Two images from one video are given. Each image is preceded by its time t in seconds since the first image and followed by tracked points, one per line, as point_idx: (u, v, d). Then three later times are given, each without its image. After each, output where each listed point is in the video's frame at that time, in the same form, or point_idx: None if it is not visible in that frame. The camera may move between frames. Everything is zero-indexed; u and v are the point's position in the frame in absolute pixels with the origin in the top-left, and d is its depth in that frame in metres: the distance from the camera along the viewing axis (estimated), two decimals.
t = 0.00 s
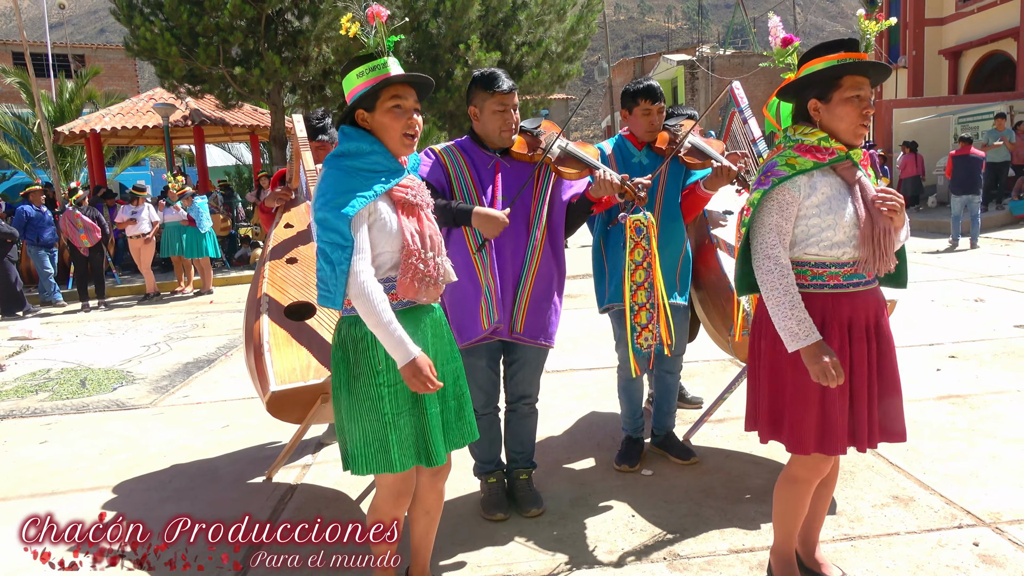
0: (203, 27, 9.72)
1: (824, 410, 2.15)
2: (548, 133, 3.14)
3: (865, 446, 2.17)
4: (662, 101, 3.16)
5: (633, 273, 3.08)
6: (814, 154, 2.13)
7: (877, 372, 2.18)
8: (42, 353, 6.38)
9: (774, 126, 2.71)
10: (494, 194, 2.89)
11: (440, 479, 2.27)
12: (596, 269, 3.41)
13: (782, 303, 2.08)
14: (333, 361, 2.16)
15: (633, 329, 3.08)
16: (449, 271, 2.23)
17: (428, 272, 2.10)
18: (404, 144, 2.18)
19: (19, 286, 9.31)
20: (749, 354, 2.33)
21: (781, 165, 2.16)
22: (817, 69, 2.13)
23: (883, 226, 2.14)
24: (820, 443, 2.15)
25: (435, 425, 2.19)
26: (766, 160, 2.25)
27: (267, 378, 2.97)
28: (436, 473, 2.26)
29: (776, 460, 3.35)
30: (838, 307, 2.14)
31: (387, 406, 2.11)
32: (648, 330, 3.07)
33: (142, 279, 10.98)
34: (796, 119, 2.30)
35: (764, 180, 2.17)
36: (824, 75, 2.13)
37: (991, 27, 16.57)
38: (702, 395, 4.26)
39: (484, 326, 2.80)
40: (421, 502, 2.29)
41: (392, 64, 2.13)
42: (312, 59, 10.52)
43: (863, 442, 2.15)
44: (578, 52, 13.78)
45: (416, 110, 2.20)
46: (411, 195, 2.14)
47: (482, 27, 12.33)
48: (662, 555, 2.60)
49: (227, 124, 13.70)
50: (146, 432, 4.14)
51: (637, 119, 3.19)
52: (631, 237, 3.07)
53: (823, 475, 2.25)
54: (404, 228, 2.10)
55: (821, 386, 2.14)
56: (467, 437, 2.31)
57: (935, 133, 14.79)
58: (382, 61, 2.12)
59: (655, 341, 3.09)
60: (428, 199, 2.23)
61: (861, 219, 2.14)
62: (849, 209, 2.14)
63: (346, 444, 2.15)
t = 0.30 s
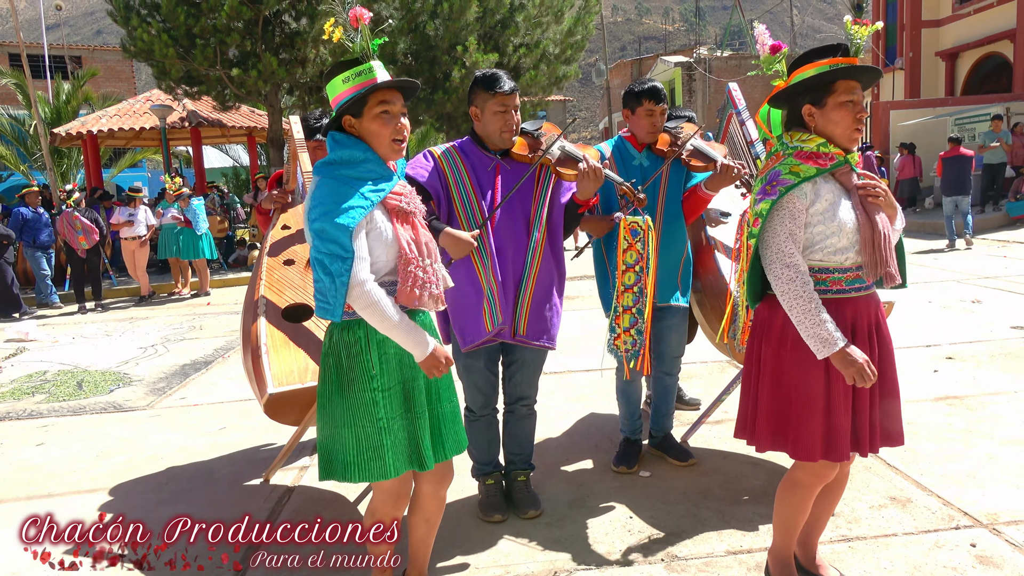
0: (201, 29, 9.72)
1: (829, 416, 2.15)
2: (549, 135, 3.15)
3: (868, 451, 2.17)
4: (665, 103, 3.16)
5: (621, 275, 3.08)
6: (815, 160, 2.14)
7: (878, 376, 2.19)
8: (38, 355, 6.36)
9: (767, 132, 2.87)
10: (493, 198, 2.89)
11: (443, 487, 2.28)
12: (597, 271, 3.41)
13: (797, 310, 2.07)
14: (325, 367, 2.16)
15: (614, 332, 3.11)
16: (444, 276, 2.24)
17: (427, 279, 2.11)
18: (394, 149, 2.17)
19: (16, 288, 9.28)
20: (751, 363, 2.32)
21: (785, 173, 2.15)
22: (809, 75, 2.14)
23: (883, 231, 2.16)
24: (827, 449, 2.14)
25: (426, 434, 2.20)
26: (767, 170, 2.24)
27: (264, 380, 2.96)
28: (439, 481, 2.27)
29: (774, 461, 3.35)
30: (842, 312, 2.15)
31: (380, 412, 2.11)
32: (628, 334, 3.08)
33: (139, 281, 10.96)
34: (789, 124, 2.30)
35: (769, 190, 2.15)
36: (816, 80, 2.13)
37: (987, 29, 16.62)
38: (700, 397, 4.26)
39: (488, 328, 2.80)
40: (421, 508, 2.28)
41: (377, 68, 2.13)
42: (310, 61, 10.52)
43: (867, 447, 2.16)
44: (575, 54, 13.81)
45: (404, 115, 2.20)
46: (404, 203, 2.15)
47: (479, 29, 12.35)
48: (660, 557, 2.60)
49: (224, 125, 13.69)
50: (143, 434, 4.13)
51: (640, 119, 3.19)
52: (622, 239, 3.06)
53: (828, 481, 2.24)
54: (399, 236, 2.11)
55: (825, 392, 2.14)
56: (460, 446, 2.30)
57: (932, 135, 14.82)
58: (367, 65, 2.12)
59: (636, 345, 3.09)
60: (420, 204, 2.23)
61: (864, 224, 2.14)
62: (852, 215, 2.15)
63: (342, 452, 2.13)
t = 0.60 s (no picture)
0: (199, 30, 9.71)
1: (821, 412, 2.15)
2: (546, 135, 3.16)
3: (863, 447, 2.17)
4: (662, 104, 3.17)
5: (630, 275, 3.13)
6: (801, 158, 2.15)
7: (873, 373, 2.19)
8: (36, 356, 6.35)
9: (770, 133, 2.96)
10: (492, 198, 2.90)
11: (436, 487, 2.28)
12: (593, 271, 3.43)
13: (766, 307, 2.12)
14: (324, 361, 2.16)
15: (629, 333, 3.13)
16: (422, 281, 2.14)
17: (392, 281, 2.06)
18: (379, 147, 2.17)
19: (13, 290, 9.27)
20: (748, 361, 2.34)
21: (770, 170, 2.19)
22: (804, 74, 2.15)
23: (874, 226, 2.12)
24: (819, 446, 2.15)
25: (403, 433, 2.15)
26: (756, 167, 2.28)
27: (263, 382, 2.97)
28: (431, 482, 2.27)
29: (771, 463, 3.36)
30: (833, 308, 2.15)
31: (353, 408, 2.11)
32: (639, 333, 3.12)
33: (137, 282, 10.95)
34: (787, 124, 2.30)
35: (751, 187, 2.20)
36: (807, 79, 2.15)
37: (984, 31, 16.67)
38: (698, 398, 4.27)
39: (485, 328, 2.80)
40: (417, 508, 2.29)
41: (365, 65, 2.14)
42: (308, 63, 10.54)
43: (860, 443, 2.17)
44: (573, 55, 13.84)
45: (393, 112, 2.19)
46: (379, 200, 2.12)
47: (477, 31, 12.37)
48: (658, 558, 2.60)
49: (223, 126, 13.69)
50: (141, 435, 4.13)
51: (636, 121, 3.20)
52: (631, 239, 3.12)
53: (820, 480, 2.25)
54: (366, 237, 2.10)
55: (816, 389, 2.15)
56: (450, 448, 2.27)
57: (929, 137, 14.85)
58: (354, 62, 2.13)
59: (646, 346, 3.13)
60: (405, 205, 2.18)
61: (850, 220, 2.12)
62: (837, 211, 2.14)
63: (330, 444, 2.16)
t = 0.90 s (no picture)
0: (197, 31, 9.70)
1: (803, 420, 2.16)
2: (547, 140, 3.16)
3: (845, 458, 2.16)
4: (665, 106, 3.16)
5: (632, 282, 3.07)
6: (794, 164, 2.16)
7: (861, 383, 2.17)
8: (33, 357, 6.34)
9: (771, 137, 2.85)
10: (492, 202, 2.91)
11: (431, 494, 2.26)
12: (596, 273, 3.42)
13: (735, 311, 2.16)
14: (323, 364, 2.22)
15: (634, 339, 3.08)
16: (398, 291, 2.08)
17: (365, 289, 2.05)
18: (384, 150, 2.16)
19: (11, 290, 9.25)
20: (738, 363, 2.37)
21: (761, 176, 2.20)
22: (802, 80, 2.16)
23: (865, 236, 2.07)
24: (799, 453, 2.16)
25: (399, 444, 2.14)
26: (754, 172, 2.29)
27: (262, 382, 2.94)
28: (428, 488, 2.26)
29: (769, 465, 3.36)
30: (820, 316, 2.15)
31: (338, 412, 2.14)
32: (650, 336, 3.06)
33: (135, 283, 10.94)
34: (790, 131, 2.31)
35: (742, 190, 2.22)
36: (806, 85, 2.15)
37: (982, 34, 16.70)
38: (696, 400, 4.28)
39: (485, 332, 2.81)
40: (415, 513, 2.28)
41: (375, 69, 2.14)
42: (307, 63, 10.54)
43: (844, 454, 2.14)
44: (572, 57, 13.86)
45: (399, 117, 2.18)
46: (366, 206, 2.10)
47: (476, 32, 12.36)
48: (656, 560, 2.60)
49: (221, 127, 13.69)
50: (138, 436, 4.13)
51: (639, 123, 3.19)
52: (630, 245, 3.05)
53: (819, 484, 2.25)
54: (349, 242, 2.09)
55: (797, 395, 2.17)
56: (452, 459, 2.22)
57: (927, 140, 14.88)
58: (363, 65, 2.13)
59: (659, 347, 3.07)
60: (397, 211, 2.14)
61: (839, 229, 2.11)
62: (826, 220, 2.13)
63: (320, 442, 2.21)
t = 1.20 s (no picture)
0: (196, 32, 9.69)
1: (798, 413, 2.18)
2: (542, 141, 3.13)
3: (842, 452, 2.17)
4: (660, 109, 3.19)
5: (621, 285, 3.13)
6: (793, 161, 2.18)
7: (856, 378, 2.18)
8: (31, 358, 6.33)
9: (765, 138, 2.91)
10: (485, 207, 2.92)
11: (426, 493, 2.26)
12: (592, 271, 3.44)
13: (733, 303, 2.18)
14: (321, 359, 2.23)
15: (623, 335, 3.16)
16: (388, 289, 2.07)
17: (355, 284, 2.06)
18: (386, 148, 2.16)
19: (9, 292, 9.23)
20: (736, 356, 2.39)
21: (760, 172, 2.23)
22: (800, 78, 2.18)
23: (861, 231, 2.06)
24: (793, 445, 2.18)
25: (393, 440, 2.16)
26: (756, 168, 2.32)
27: (258, 384, 2.94)
28: (423, 488, 2.25)
29: (767, 467, 3.36)
30: (818, 311, 2.16)
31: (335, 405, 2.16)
32: (638, 334, 3.11)
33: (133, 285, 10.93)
34: (791, 128, 2.34)
35: (742, 185, 2.25)
36: (805, 83, 2.17)
37: (980, 36, 16.73)
38: (694, 402, 4.28)
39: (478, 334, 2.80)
40: (411, 514, 2.28)
41: (379, 67, 2.13)
42: (305, 65, 10.55)
43: (838, 449, 2.16)
44: (570, 59, 13.88)
45: (402, 114, 2.18)
46: (364, 203, 2.10)
47: (475, 34, 12.36)
48: (655, 562, 2.60)
49: (219, 128, 13.69)
50: (136, 438, 4.12)
51: (634, 127, 3.22)
52: (619, 248, 3.10)
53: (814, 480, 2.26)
54: (344, 238, 2.09)
55: (793, 388, 2.18)
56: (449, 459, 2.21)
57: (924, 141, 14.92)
58: (367, 63, 2.13)
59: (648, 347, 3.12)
60: (395, 208, 2.11)
61: (838, 223, 2.10)
62: (826, 214, 2.13)
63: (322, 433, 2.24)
